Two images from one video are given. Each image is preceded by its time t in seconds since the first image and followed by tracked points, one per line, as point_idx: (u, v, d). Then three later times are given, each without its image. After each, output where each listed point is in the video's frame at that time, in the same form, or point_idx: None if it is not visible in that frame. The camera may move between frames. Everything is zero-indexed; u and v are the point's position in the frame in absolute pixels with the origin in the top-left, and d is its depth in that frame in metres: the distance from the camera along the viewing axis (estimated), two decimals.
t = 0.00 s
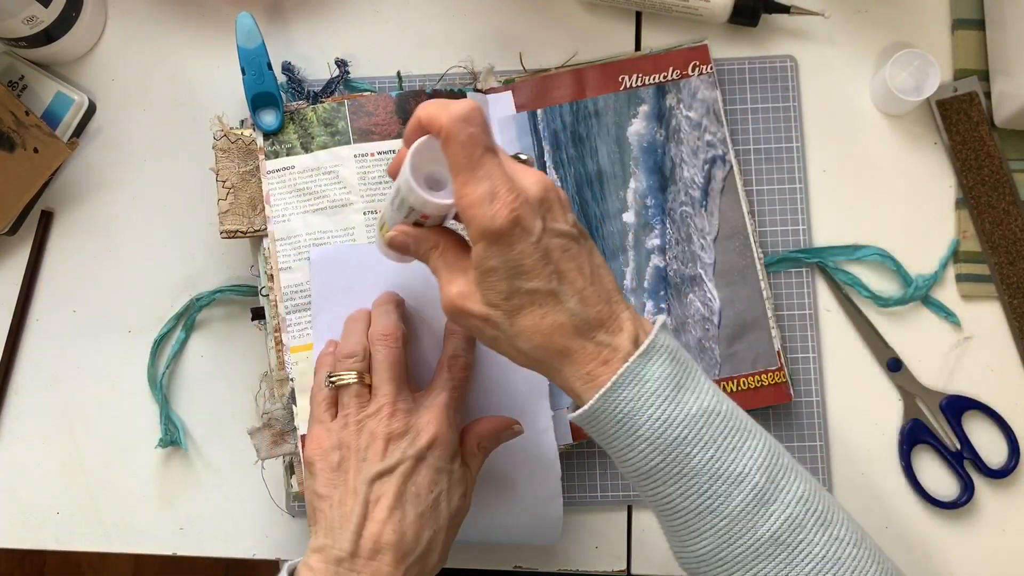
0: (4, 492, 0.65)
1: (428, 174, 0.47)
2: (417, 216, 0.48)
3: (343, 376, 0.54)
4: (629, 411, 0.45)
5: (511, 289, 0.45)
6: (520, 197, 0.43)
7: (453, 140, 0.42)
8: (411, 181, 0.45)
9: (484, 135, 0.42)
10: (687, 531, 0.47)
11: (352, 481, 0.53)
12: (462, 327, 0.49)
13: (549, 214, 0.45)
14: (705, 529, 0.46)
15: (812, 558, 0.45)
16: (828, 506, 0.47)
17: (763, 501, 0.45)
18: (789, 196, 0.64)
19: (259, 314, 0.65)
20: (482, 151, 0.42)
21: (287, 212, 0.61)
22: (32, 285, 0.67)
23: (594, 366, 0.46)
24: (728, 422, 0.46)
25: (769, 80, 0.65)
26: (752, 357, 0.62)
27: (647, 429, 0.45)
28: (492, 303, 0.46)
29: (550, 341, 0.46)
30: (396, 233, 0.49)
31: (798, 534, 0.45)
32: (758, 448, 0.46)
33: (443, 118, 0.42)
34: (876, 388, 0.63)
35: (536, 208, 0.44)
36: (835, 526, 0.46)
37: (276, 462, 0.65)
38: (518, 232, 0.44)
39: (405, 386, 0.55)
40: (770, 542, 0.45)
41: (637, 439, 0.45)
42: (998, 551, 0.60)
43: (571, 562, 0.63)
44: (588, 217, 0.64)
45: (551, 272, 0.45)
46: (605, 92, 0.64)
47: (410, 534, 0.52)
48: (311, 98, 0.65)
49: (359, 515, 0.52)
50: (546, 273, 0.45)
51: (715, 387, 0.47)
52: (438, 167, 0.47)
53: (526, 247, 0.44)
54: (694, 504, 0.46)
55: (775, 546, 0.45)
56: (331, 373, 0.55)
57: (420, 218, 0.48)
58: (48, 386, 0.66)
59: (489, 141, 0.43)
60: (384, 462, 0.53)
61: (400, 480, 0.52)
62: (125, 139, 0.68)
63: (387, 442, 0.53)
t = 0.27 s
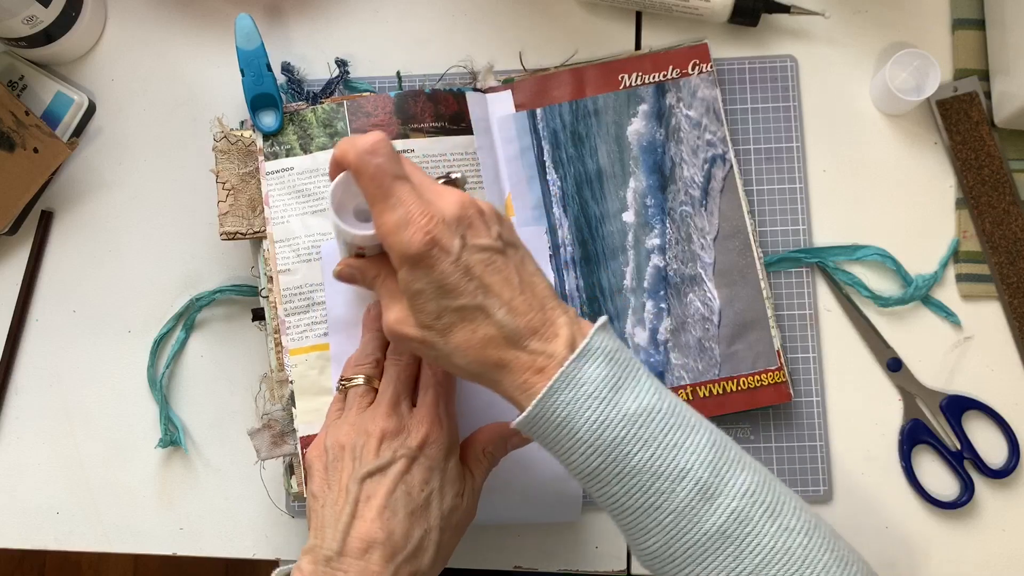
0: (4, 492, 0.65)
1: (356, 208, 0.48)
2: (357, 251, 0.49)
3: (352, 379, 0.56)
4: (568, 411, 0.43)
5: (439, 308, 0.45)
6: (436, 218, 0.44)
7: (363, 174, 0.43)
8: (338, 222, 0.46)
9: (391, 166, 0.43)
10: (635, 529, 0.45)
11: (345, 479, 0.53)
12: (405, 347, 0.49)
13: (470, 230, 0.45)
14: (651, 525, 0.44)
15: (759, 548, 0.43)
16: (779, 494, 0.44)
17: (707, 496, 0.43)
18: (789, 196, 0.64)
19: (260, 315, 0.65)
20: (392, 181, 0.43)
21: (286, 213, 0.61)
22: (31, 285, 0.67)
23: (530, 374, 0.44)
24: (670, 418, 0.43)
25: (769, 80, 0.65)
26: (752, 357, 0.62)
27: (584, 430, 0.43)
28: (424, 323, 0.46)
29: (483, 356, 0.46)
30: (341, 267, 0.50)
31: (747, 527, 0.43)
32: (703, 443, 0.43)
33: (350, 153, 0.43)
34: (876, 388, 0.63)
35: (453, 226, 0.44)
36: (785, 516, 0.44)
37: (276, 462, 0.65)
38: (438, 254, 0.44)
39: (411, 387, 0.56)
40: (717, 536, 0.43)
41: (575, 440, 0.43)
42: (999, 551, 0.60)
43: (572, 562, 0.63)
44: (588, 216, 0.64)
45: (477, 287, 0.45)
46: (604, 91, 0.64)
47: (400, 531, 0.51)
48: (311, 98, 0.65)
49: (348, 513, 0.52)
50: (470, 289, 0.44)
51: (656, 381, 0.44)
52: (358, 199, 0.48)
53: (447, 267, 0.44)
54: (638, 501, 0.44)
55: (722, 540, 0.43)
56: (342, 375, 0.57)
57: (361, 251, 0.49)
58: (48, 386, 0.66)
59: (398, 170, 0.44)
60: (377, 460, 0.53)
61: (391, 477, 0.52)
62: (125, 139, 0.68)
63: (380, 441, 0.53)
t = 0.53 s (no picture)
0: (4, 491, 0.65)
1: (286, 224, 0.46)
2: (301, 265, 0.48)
3: (342, 385, 0.57)
4: (499, 403, 0.42)
5: (373, 316, 0.45)
6: (358, 231, 0.44)
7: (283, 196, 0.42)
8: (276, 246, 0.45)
9: (309, 183, 0.42)
10: (580, 519, 0.43)
11: (330, 480, 0.53)
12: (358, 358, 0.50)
13: (396, 235, 0.45)
14: (593, 514, 0.42)
15: (705, 536, 0.40)
16: (724, 479, 0.42)
17: (643, 483, 0.41)
18: (789, 195, 0.64)
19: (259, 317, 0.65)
20: (311, 199, 0.43)
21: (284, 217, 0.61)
22: (31, 285, 0.67)
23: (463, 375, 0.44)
24: (604, 405, 0.41)
25: (769, 79, 0.65)
26: (752, 356, 0.62)
27: (516, 422, 0.42)
28: (360, 333, 0.46)
29: (419, 358, 0.46)
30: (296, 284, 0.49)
31: (689, 513, 0.41)
32: (640, 428, 0.41)
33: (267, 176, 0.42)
34: (876, 388, 0.63)
35: (376, 235, 0.44)
36: (730, 501, 0.41)
37: (276, 462, 0.65)
38: (362, 266, 0.44)
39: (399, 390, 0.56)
40: (657, 524, 0.41)
41: (509, 432, 0.42)
42: (1000, 551, 0.60)
43: (572, 562, 0.63)
44: (586, 215, 0.64)
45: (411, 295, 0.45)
46: (602, 88, 0.64)
47: (380, 531, 0.51)
48: (310, 102, 0.65)
49: (330, 513, 0.52)
50: (398, 296, 0.44)
51: (594, 369, 0.43)
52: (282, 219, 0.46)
53: (372, 277, 0.44)
54: (576, 492, 0.42)
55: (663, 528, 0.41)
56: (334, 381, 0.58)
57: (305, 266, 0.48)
58: (48, 386, 0.66)
59: (318, 188, 0.43)
60: (359, 460, 0.53)
61: (373, 478, 0.52)
62: (125, 139, 0.68)
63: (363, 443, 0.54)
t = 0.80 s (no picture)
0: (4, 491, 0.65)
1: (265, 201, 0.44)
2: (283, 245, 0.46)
3: (338, 386, 0.57)
4: (461, 363, 0.42)
5: (352, 288, 0.45)
6: (336, 204, 0.43)
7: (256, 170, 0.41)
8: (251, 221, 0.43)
9: (285, 158, 0.42)
10: (539, 479, 0.43)
11: (327, 484, 0.54)
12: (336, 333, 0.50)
13: (374, 210, 0.44)
14: (551, 474, 0.42)
15: (656, 497, 0.40)
16: (682, 444, 0.41)
17: (598, 442, 0.41)
18: (789, 195, 0.64)
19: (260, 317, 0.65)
20: (285, 173, 0.42)
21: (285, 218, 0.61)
22: (32, 285, 0.67)
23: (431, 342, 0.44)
24: (562, 367, 0.42)
25: (769, 79, 0.65)
26: (752, 356, 0.62)
27: (474, 380, 0.42)
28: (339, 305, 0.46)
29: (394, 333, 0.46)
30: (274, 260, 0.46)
31: (643, 473, 0.40)
32: (599, 390, 0.42)
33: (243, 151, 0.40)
34: (876, 387, 0.63)
35: (354, 210, 0.43)
36: (688, 463, 0.41)
37: (277, 462, 0.65)
38: (342, 241, 0.43)
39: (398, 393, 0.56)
40: (612, 484, 0.40)
41: (468, 392, 0.42)
42: (999, 550, 0.60)
43: (573, 562, 0.63)
44: (586, 215, 0.64)
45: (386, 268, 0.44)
46: (603, 88, 0.64)
47: (377, 533, 0.51)
48: (309, 101, 0.65)
49: (328, 516, 0.52)
50: (377, 270, 0.44)
51: (557, 333, 0.43)
52: (255, 191, 0.43)
53: (354, 251, 0.44)
54: (533, 451, 0.42)
55: (616, 488, 0.40)
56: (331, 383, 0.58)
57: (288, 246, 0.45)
58: (48, 387, 0.66)
59: (293, 163, 0.42)
60: (357, 464, 0.53)
61: (371, 481, 0.52)
62: (125, 139, 0.68)
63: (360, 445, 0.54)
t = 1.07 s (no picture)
0: (4, 491, 0.65)
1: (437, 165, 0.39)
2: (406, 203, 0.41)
3: (337, 399, 0.58)
4: (652, 418, 0.39)
5: (529, 301, 0.38)
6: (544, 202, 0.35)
7: (462, 141, 0.31)
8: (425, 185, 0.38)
9: (501, 131, 0.32)
10: (695, 545, 0.43)
11: (334, 497, 0.54)
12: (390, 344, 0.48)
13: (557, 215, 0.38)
14: (716, 546, 0.42)
15: None
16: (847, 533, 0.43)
17: (781, 522, 0.41)
18: (789, 196, 0.64)
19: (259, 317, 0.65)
20: (502, 155, 0.33)
21: (285, 217, 0.61)
22: (31, 285, 0.67)
23: (609, 379, 0.40)
24: (749, 436, 0.41)
25: (769, 80, 0.65)
26: (751, 356, 0.62)
27: (662, 441, 0.40)
28: (506, 315, 0.39)
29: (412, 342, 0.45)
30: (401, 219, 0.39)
31: (817, 560, 0.41)
32: (781, 466, 0.42)
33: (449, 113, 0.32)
34: (876, 388, 0.63)
35: (559, 213, 0.36)
36: (852, 549, 0.42)
37: (277, 462, 0.65)
38: (543, 247, 0.35)
39: (396, 400, 0.58)
40: (786, 566, 0.41)
41: (652, 452, 0.40)
42: (999, 551, 0.60)
43: (572, 562, 0.63)
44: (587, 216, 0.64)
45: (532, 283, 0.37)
46: (604, 89, 0.64)
47: (390, 546, 0.52)
48: (309, 100, 0.65)
49: (340, 530, 0.53)
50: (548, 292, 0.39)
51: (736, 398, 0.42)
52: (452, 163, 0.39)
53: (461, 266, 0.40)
54: (704, 521, 0.41)
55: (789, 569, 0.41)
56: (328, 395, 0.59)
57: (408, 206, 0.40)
58: (49, 387, 0.66)
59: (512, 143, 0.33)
60: (362, 476, 0.54)
61: (378, 493, 0.53)
62: (125, 139, 0.68)
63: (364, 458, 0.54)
